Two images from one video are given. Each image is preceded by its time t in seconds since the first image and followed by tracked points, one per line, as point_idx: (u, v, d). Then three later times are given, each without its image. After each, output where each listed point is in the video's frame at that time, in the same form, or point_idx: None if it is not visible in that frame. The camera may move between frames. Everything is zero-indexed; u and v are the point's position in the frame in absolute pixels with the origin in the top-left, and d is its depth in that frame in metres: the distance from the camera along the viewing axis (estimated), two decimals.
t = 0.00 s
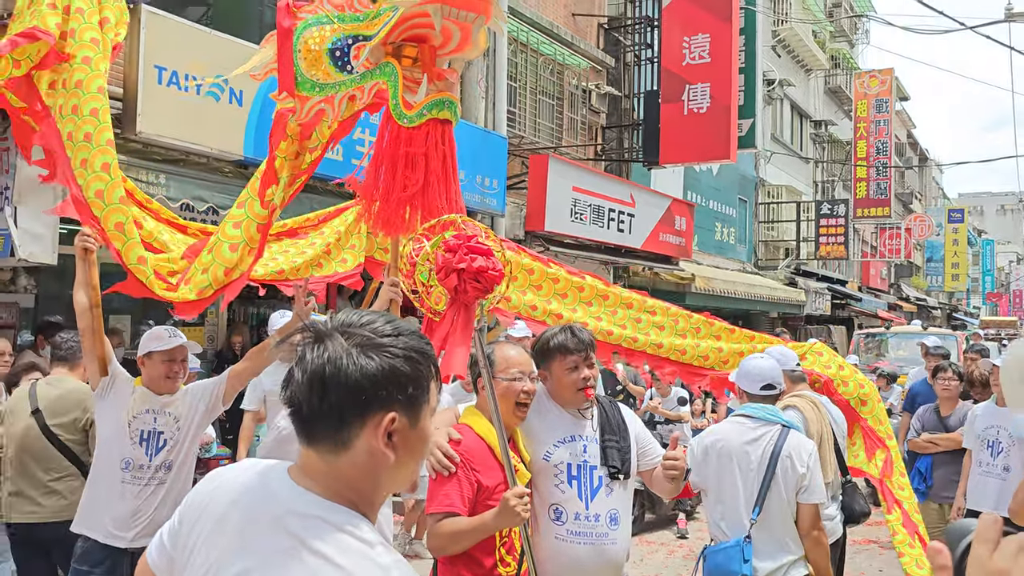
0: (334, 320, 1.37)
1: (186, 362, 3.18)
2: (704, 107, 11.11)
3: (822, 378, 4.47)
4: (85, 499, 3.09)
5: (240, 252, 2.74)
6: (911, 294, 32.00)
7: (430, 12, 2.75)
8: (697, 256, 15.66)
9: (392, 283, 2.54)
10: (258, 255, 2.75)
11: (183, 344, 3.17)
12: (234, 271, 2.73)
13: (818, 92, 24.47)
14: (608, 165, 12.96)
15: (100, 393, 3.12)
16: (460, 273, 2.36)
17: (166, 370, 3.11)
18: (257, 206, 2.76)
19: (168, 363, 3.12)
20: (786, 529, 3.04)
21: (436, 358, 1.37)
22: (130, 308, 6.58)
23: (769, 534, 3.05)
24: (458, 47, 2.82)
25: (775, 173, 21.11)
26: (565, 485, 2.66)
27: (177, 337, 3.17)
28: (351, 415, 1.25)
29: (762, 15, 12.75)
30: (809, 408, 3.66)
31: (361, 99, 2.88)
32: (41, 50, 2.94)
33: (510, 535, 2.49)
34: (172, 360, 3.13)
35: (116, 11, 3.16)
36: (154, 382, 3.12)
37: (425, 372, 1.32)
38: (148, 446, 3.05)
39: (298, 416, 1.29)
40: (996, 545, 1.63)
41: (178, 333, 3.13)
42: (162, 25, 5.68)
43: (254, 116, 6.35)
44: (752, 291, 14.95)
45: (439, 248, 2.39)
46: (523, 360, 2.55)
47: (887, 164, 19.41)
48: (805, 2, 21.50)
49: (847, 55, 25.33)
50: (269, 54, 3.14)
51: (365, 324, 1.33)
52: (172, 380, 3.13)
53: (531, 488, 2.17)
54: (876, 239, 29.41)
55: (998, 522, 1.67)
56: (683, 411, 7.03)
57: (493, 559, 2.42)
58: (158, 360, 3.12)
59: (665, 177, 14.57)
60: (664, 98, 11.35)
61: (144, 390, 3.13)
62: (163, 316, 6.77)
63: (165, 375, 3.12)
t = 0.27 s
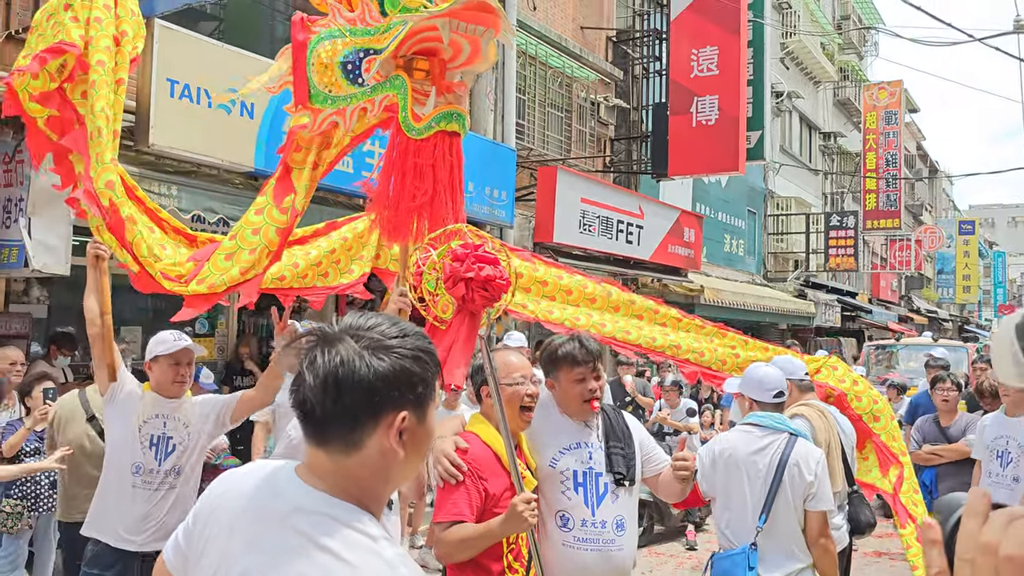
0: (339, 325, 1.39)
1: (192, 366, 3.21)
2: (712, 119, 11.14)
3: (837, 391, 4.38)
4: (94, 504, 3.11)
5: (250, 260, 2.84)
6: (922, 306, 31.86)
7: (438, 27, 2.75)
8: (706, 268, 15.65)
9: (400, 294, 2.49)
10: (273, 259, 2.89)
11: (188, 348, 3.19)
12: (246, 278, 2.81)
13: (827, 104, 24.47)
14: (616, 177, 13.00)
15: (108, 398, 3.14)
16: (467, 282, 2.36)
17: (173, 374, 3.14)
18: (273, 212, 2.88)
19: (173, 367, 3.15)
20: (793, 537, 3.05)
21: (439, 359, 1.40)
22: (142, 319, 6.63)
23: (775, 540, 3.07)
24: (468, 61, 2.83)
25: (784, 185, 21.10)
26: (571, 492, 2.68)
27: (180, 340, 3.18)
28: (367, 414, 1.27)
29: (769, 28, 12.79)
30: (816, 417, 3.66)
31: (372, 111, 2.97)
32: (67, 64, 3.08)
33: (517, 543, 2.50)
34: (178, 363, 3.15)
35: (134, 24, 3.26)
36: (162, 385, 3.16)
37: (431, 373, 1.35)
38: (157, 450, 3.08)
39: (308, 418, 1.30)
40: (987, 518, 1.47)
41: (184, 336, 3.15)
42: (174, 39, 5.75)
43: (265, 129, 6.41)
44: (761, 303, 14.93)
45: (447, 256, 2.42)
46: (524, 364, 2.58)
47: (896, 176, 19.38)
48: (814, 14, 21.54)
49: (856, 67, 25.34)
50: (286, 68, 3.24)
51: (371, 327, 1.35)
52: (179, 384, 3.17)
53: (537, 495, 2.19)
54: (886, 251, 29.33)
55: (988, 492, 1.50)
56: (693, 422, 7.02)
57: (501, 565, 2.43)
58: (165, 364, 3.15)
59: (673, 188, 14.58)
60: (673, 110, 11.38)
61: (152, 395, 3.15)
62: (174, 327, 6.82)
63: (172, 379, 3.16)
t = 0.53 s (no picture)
0: (337, 328, 1.39)
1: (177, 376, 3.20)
2: (719, 130, 11.16)
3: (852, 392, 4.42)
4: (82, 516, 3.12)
5: (244, 257, 2.97)
6: (932, 317, 31.72)
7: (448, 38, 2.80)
8: (714, 280, 15.64)
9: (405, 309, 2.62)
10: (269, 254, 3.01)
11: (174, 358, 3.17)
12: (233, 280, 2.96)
13: (834, 115, 24.47)
14: (624, 189, 13.02)
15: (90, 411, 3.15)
16: (466, 293, 2.37)
17: (159, 385, 3.14)
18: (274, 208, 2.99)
19: (158, 376, 3.14)
20: (802, 547, 3.03)
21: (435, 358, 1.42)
22: (151, 330, 6.66)
23: (784, 551, 3.04)
24: (478, 73, 2.87)
25: (792, 197, 21.08)
26: (575, 501, 2.68)
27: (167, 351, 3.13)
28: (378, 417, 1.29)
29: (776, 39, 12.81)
30: (822, 427, 3.64)
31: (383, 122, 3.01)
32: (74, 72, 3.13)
33: (522, 550, 2.51)
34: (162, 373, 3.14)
35: (141, 37, 3.37)
36: (147, 396, 3.18)
37: (431, 374, 1.37)
38: (142, 462, 3.10)
39: (314, 424, 1.30)
40: (984, 514, 1.46)
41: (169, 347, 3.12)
42: (184, 51, 5.80)
43: (273, 141, 6.46)
44: (770, 314, 14.90)
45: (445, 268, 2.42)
46: (530, 375, 2.58)
47: (905, 188, 19.35)
48: (821, 26, 21.56)
49: (864, 78, 25.35)
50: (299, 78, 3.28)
51: (373, 331, 1.36)
52: (166, 394, 3.17)
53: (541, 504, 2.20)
54: (895, 262, 29.25)
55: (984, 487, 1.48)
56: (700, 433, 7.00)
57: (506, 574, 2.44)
58: (150, 373, 3.14)
59: (680, 200, 14.60)
60: (680, 122, 11.41)
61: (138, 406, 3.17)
62: (183, 338, 6.85)
63: (158, 390, 3.17)
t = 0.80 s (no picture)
0: (337, 333, 1.39)
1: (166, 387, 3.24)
2: (727, 141, 11.16)
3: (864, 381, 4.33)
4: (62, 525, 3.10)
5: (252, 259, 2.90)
6: (944, 328, 31.55)
7: (461, 52, 2.83)
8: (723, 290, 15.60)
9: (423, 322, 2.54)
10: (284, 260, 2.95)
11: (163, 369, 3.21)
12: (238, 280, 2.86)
13: (844, 126, 24.43)
14: (632, 199, 13.03)
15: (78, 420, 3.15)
16: (469, 302, 2.38)
17: (148, 396, 3.18)
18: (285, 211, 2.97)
19: (147, 387, 3.18)
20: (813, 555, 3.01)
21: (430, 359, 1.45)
22: (161, 341, 6.69)
23: (796, 560, 3.02)
24: (490, 86, 2.89)
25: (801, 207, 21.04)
26: (580, 508, 2.68)
27: (156, 361, 3.18)
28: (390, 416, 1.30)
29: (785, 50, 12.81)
30: (830, 436, 3.63)
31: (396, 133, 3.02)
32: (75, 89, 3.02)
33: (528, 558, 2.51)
34: (152, 384, 3.18)
35: (147, 50, 3.22)
36: (135, 406, 3.21)
37: (431, 374, 1.40)
38: (132, 473, 3.14)
39: (323, 427, 1.29)
40: (984, 512, 1.57)
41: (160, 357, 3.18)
42: (194, 64, 5.85)
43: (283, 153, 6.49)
44: (780, 325, 14.85)
45: (450, 277, 2.45)
46: (535, 382, 2.59)
47: (915, 198, 19.29)
48: (829, 37, 21.55)
49: (873, 89, 25.31)
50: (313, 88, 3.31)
51: (373, 334, 1.38)
52: (154, 405, 3.22)
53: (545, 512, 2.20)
54: (905, 273, 29.13)
55: (985, 487, 1.58)
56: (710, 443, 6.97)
57: None
58: (139, 384, 3.18)
59: (689, 211, 14.59)
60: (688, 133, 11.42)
61: (127, 417, 3.21)
62: (193, 349, 6.87)
63: (146, 401, 3.20)
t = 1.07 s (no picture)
0: (344, 335, 1.39)
1: (167, 399, 3.27)
2: (739, 152, 11.16)
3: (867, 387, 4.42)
4: (71, 534, 3.07)
5: (282, 286, 3.08)
6: (959, 340, 31.34)
7: (479, 66, 2.85)
8: (735, 301, 15.57)
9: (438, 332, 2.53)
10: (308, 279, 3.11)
11: (166, 381, 3.25)
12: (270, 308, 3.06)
13: (856, 136, 24.38)
14: (644, 210, 13.03)
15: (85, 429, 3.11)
16: (482, 312, 2.39)
17: (150, 408, 3.22)
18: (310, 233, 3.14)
19: (151, 399, 3.21)
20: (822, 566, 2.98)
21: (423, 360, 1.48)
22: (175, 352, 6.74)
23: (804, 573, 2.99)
24: (508, 99, 2.90)
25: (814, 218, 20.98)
26: (589, 518, 2.67)
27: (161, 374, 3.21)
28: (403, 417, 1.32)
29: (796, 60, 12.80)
30: (848, 449, 3.59)
31: (413, 146, 3.05)
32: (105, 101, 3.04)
33: (537, 567, 2.49)
34: (154, 396, 3.22)
35: (184, 65, 3.24)
36: (138, 417, 3.24)
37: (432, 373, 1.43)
38: (143, 482, 3.14)
39: (345, 433, 1.30)
40: (996, 518, 1.56)
41: (163, 369, 3.22)
42: (209, 76, 5.91)
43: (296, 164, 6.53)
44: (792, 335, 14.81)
45: (463, 286, 2.46)
46: (544, 392, 2.59)
47: (928, 209, 19.20)
48: (841, 48, 21.53)
49: (885, 99, 25.24)
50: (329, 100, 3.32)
51: (378, 339, 1.39)
52: (155, 416, 3.26)
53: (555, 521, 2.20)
54: (919, 284, 28.98)
55: (996, 492, 1.58)
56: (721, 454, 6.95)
57: None
58: (141, 398, 3.21)
59: (701, 222, 14.57)
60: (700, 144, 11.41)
61: (133, 427, 3.23)
62: (205, 360, 6.91)
63: (148, 411, 3.24)
